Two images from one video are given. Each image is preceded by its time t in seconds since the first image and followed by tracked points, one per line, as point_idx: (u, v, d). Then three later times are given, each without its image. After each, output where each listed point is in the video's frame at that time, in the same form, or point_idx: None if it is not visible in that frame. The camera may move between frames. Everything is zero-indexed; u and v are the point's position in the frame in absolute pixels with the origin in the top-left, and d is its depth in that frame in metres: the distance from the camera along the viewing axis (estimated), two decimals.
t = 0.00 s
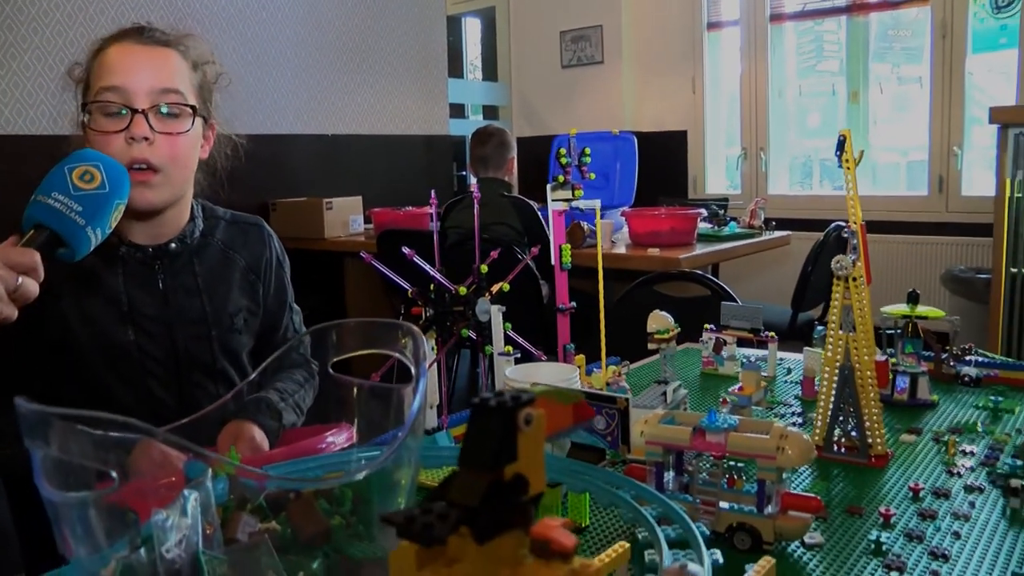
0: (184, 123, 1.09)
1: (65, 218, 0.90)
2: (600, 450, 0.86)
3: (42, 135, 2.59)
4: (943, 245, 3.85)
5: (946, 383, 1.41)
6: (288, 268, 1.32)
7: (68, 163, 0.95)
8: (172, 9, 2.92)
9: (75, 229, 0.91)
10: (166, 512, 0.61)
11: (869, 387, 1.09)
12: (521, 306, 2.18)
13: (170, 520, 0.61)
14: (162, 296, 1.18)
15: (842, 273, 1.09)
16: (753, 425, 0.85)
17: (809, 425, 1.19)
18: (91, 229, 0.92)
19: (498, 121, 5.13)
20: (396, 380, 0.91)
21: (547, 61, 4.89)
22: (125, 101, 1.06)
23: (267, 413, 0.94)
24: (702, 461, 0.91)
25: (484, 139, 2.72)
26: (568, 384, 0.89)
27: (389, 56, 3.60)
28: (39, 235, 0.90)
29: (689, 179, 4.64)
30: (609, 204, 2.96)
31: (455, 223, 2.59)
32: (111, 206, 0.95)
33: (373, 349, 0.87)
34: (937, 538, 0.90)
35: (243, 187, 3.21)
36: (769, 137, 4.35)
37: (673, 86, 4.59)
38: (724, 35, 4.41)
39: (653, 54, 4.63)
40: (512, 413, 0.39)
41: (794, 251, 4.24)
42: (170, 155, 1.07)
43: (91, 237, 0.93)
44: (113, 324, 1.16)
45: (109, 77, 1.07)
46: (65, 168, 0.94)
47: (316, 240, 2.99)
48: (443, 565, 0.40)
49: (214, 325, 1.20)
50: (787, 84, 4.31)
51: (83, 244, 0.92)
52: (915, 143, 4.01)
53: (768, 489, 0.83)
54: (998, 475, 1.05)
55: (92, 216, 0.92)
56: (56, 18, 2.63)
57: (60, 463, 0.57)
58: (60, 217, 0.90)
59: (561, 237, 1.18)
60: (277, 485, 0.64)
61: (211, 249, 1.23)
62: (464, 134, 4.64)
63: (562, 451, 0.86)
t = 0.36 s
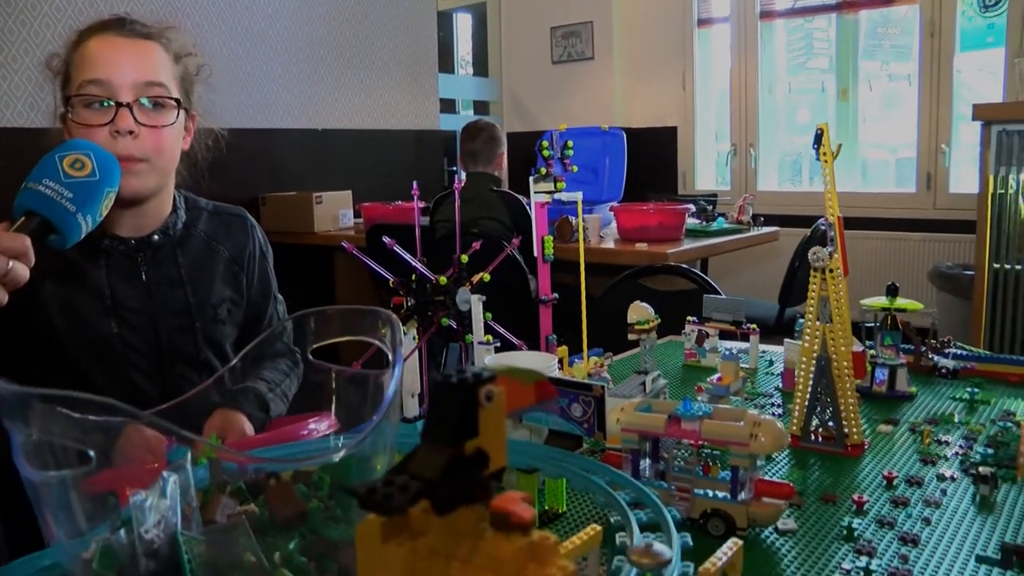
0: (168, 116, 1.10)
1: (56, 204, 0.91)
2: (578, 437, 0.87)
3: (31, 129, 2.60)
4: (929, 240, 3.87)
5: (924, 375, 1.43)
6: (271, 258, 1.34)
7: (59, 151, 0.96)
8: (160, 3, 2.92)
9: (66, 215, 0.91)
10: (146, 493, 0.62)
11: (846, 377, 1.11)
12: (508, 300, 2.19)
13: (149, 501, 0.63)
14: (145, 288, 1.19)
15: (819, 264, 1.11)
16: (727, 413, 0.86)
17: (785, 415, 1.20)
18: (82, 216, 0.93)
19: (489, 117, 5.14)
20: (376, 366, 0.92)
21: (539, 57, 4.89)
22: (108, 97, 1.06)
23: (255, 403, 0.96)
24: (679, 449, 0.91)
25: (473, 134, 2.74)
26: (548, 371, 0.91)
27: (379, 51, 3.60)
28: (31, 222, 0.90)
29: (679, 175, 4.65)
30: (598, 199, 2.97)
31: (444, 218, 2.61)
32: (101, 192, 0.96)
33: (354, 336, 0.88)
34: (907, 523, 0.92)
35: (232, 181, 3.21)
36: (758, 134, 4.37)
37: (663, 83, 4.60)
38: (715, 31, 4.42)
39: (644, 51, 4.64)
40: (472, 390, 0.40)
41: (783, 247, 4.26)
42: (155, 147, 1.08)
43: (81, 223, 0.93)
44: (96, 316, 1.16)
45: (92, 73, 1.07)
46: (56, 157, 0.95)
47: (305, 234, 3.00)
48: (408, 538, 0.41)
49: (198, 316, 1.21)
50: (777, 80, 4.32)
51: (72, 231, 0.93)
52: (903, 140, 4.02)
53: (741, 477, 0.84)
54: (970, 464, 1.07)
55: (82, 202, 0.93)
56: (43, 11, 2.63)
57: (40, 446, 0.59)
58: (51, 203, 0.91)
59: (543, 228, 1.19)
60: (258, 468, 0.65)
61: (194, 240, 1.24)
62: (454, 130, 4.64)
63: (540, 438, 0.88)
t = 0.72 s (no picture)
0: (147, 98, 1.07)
1: (32, 184, 0.86)
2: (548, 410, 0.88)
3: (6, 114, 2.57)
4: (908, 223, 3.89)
5: (897, 353, 1.44)
6: (247, 241, 1.32)
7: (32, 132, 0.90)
8: None
9: (42, 195, 0.87)
10: (115, 466, 0.61)
11: (816, 353, 1.12)
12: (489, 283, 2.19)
13: (118, 473, 0.62)
14: (121, 271, 1.17)
15: (788, 241, 1.12)
16: (695, 386, 0.87)
17: (759, 392, 1.22)
18: (58, 197, 0.89)
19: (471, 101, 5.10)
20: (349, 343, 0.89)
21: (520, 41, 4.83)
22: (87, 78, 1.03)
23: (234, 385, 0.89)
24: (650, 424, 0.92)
25: (454, 118, 2.74)
26: (519, 347, 0.92)
27: (361, 35, 3.58)
28: (6, 203, 0.85)
29: (662, 159, 4.63)
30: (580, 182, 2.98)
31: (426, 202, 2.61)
32: (78, 174, 0.91)
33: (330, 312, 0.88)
34: (871, 493, 0.94)
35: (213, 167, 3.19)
36: (741, 118, 4.35)
37: (647, 69, 4.56)
38: (698, 15, 4.40)
39: (627, 35, 4.61)
40: (424, 348, 0.41)
41: (765, 230, 4.26)
42: (134, 129, 1.06)
43: (56, 204, 0.89)
44: (72, 299, 1.14)
45: (68, 53, 1.04)
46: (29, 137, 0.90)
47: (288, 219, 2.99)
48: (363, 498, 0.42)
49: (175, 299, 1.19)
50: (760, 64, 4.33)
51: (48, 213, 0.88)
52: (885, 123, 4.04)
53: (708, 449, 0.85)
54: (937, 436, 1.09)
55: (60, 183, 0.88)
56: None
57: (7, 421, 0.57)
58: (27, 183, 0.86)
59: (518, 208, 1.20)
60: (231, 440, 0.66)
61: (169, 222, 1.22)
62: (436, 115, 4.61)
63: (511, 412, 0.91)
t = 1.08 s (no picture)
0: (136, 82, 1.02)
1: (14, 166, 0.78)
2: (527, 389, 0.88)
3: None
4: (897, 210, 3.80)
5: (877, 334, 1.46)
6: (232, 223, 1.28)
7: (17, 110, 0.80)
8: None
9: (25, 178, 0.79)
10: (96, 440, 0.61)
11: (795, 332, 1.13)
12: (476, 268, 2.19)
13: (98, 448, 0.61)
14: (107, 253, 1.14)
15: (767, 221, 1.14)
16: (672, 362, 0.88)
17: (740, 372, 1.23)
18: (45, 180, 0.80)
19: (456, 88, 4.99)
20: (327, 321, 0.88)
21: (505, 29, 4.70)
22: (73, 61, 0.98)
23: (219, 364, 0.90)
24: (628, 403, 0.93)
25: (442, 104, 2.74)
26: (499, 325, 0.94)
27: (348, 22, 3.55)
28: None
29: (649, 147, 4.50)
30: (567, 169, 2.98)
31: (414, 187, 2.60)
32: (68, 155, 0.81)
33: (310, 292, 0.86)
34: (847, 469, 0.96)
35: (199, 153, 3.16)
36: (729, 105, 4.23)
37: (635, 56, 4.43)
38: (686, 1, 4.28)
39: (615, 21, 4.47)
40: (392, 315, 0.41)
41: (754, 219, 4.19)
42: (124, 114, 1.01)
43: (41, 187, 0.80)
44: (57, 281, 1.11)
45: (53, 36, 0.98)
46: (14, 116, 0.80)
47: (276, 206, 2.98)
48: (333, 463, 0.43)
49: (161, 282, 1.16)
50: (748, 51, 4.20)
51: (31, 195, 0.80)
52: (873, 111, 3.93)
53: (685, 426, 0.86)
54: (914, 414, 1.11)
55: (46, 165, 0.79)
56: None
57: None
58: (8, 165, 0.78)
59: (502, 190, 1.21)
60: (214, 415, 0.65)
61: (156, 205, 1.18)
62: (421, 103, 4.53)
63: (491, 390, 0.92)
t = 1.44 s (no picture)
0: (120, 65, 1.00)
1: None
2: (502, 371, 0.90)
3: None
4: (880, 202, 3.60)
5: (853, 321, 1.48)
6: (214, 209, 1.28)
7: None
8: None
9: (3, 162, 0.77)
10: (75, 419, 0.62)
11: (769, 318, 1.15)
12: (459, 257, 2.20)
13: (77, 426, 0.62)
14: (88, 237, 1.13)
15: (743, 208, 1.14)
16: (645, 345, 0.89)
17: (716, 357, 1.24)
18: (24, 164, 0.78)
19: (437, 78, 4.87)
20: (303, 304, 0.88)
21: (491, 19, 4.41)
22: (56, 45, 0.95)
23: (203, 346, 0.92)
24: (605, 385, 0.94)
25: (426, 94, 2.74)
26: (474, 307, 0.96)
27: (333, 11, 3.53)
28: None
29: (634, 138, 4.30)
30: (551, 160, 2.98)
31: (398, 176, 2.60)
32: (48, 139, 0.79)
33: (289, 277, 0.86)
34: (818, 451, 0.97)
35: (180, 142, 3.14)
36: (715, 97, 4.02)
37: (621, 45, 4.21)
38: None
39: (603, 10, 4.22)
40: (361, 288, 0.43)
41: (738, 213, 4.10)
42: (109, 99, 0.99)
43: (19, 169, 0.78)
44: (38, 266, 1.10)
45: (33, 18, 0.94)
46: None
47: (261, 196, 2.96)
48: (304, 433, 0.45)
49: (143, 266, 1.16)
50: (732, 44, 3.98)
51: (9, 178, 0.78)
52: (857, 104, 3.72)
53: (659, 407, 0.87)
54: (886, 398, 1.13)
55: (24, 149, 0.78)
56: None
57: None
58: None
59: (481, 177, 1.23)
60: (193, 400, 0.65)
61: (137, 189, 1.18)
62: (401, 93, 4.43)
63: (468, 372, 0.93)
